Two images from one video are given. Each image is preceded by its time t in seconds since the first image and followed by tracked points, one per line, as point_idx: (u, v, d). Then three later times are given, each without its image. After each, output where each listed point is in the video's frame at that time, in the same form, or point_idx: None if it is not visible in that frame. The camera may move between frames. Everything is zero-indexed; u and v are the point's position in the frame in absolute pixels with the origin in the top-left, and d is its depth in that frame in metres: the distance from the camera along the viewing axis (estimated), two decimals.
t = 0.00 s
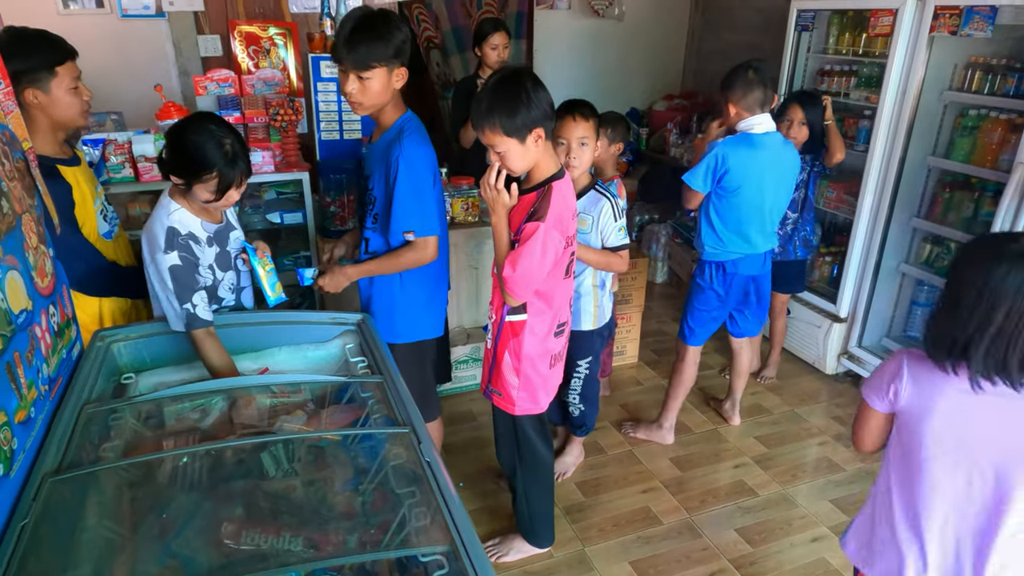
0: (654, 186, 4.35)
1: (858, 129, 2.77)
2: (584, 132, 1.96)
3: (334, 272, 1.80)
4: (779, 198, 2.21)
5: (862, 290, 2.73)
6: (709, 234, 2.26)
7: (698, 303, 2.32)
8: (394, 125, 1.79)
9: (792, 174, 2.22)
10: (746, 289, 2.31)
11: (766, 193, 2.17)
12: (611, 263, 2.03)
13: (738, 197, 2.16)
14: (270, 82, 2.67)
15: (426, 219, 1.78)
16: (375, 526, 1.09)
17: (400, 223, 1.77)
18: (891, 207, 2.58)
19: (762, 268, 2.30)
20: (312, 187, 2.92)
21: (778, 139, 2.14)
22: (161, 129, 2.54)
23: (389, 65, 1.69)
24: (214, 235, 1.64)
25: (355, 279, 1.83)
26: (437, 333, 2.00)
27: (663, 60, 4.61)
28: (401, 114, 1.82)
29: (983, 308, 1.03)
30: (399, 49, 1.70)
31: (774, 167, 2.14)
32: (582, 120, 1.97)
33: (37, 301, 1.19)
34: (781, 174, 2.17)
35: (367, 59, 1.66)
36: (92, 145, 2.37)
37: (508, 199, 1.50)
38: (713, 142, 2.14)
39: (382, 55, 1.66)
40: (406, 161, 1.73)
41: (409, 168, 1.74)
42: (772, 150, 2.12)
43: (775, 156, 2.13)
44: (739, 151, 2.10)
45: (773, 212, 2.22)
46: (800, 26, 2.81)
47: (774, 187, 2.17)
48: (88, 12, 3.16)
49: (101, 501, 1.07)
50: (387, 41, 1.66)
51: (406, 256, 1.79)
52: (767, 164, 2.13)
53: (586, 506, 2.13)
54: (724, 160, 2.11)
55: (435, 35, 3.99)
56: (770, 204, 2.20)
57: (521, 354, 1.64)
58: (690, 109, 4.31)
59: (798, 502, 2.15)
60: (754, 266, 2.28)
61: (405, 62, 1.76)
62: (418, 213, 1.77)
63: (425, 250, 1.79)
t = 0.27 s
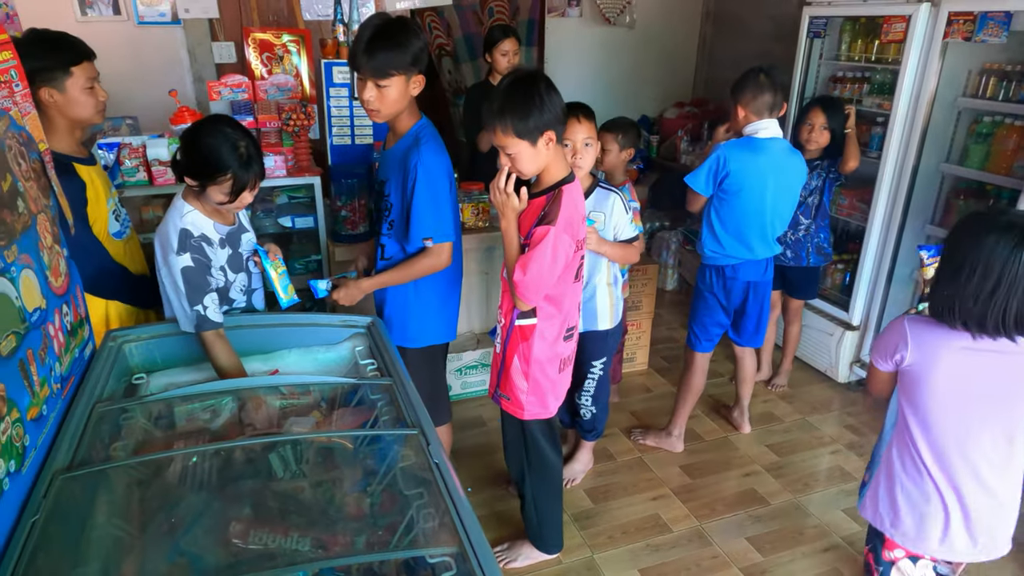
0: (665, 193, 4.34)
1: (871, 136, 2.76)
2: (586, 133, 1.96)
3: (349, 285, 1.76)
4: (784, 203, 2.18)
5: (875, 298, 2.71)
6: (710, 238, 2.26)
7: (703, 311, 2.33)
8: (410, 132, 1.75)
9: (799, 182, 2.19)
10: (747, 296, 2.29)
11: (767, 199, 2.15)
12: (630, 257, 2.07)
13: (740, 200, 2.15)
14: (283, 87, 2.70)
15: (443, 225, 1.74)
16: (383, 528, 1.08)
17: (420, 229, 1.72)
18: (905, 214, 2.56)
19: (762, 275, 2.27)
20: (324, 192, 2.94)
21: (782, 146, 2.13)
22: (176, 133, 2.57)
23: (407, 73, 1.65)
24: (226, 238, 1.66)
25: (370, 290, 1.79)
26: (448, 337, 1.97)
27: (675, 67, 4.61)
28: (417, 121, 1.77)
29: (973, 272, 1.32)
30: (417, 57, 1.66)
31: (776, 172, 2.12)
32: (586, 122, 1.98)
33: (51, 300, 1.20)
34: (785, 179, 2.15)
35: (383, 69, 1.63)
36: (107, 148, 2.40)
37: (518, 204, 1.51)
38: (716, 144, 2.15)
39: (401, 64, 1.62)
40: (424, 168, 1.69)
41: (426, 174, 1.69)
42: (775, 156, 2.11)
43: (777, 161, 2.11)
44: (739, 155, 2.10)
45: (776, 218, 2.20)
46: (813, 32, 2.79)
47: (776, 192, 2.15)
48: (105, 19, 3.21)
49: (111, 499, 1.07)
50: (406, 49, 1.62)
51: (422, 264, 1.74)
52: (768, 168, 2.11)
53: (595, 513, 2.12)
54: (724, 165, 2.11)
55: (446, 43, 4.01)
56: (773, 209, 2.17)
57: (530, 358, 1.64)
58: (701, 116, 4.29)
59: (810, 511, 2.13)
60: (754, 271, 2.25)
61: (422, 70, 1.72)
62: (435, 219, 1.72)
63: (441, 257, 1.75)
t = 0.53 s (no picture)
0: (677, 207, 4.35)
1: (884, 148, 2.75)
2: (597, 147, 1.97)
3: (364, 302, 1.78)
4: (790, 216, 2.20)
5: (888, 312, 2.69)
6: (716, 249, 2.26)
7: (711, 321, 2.33)
8: (426, 146, 1.75)
9: (805, 193, 2.20)
10: (756, 307, 2.29)
11: (773, 210, 2.17)
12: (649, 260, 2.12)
13: (747, 213, 2.17)
14: (299, 99, 2.71)
15: (458, 237, 1.74)
16: (392, 533, 1.09)
17: (439, 242, 1.73)
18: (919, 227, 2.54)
19: (770, 285, 2.27)
20: (338, 202, 2.97)
21: (788, 158, 2.14)
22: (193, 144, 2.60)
23: (424, 91, 1.66)
24: (237, 244, 1.72)
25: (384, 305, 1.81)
26: (461, 345, 1.98)
27: (687, 81, 4.62)
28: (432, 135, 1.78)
29: (979, 246, 1.42)
30: (434, 77, 1.68)
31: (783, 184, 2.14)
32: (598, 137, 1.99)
33: (70, 304, 1.23)
34: (791, 192, 2.16)
35: (403, 82, 1.62)
36: (126, 159, 2.44)
37: (527, 213, 1.51)
38: (722, 157, 2.16)
39: (418, 82, 1.63)
40: (442, 183, 1.70)
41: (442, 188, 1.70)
42: (782, 167, 2.12)
43: (784, 173, 2.13)
44: (746, 168, 2.11)
45: (783, 229, 2.21)
46: (825, 46, 2.79)
47: (783, 204, 2.17)
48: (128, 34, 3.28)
49: (125, 501, 1.08)
50: (423, 66, 1.64)
51: (435, 276, 1.75)
52: (775, 180, 2.12)
53: (605, 525, 2.11)
54: (731, 177, 2.13)
55: (460, 57, 4.07)
56: (781, 220, 2.19)
57: (541, 367, 1.64)
58: (714, 130, 4.30)
59: (823, 526, 2.11)
60: (762, 282, 2.26)
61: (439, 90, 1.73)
62: (452, 233, 1.73)
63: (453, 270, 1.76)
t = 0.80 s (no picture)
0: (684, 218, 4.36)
1: (891, 160, 2.75)
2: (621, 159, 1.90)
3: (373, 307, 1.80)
4: (793, 224, 2.22)
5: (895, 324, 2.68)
6: (720, 260, 2.27)
7: (715, 329, 2.33)
8: (431, 155, 1.79)
9: (805, 202, 2.22)
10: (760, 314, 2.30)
11: (776, 220, 2.18)
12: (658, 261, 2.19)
13: (749, 225, 2.18)
14: (310, 109, 2.76)
15: (463, 245, 1.77)
16: (390, 531, 1.11)
17: (441, 249, 1.75)
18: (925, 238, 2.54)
19: (773, 294, 2.29)
20: (347, 212, 3.01)
21: (790, 166, 2.15)
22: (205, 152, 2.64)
23: (429, 106, 1.69)
24: (242, 246, 1.72)
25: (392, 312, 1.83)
26: (467, 350, 1.98)
27: (696, 93, 4.65)
28: (436, 144, 1.81)
29: (934, 231, 1.71)
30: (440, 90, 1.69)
31: (784, 194, 2.16)
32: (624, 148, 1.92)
33: (81, 305, 1.26)
34: (794, 201, 2.18)
35: (410, 95, 1.64)
36: (141, 167, 2.52)
37: (528, 220, 1.54)
38: (722, 169, 2.17)
39: (422, 98, 1.66)
40: (446, 191, 1.73)
41: (445, 196, 1.73)
42: (782, 177, 2.14)
43: (784, 184, 2.14)
44: (747, 181, 2.12)
45: (786, 238, 2.24)
46: (830, 58, 2.80)
47: (783, 214, 2.19)
48: (145, 46, 3.36)
49: (129, 496, 1.11)
50: (428, 82, 1.65)
51: (440, 283, 1.78)
52: (777, 191, 2.14)
53: (608, 532, 2.11)
54: (732, 190, 2.14)
55: (470, 69, 4.02)
56: (783, 231, 2.21)
57: (543, 373, 1.66)
58: (722, 142, 4.31)
59: (827, 536, 2.10)
60: (765, 290, 2.28)
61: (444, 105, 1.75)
62: (456, 240, 1.75)
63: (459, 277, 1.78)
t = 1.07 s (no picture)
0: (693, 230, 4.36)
1: (896, 172, 2.74)
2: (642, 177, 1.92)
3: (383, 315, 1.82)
4: (795, 236, 2.23)
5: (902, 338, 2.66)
6: (722, 272, 2.29)
7: (719, 339, 2.34)
8: (438, 166, 1.82)
9: (808, 214, 2.24)
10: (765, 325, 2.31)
11: (778, 232, 2.19)
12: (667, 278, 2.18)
13: (751, 236, 2.19)
14: (321, 121, 2.79)
15: (471, 254, 1.79)
16: (389, 532, 1.13)
17: (451, 257, 1.77)
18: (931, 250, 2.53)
19: (777, 304, 2.30)
20: (356, 221, 3.05)
21: (791, 178, 2.17)
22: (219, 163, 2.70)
23: (437, 118, 1.72)
24: (248, 249, 1.78)
25: (401, 321, 1.85)
26: (473, 356, 2.00)
27: (704, 107, 4.67)
28: (443, 155, 1.84)
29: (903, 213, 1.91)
30: (447, 107, 1.73)
31: (785, 206, 2.17)
32: (643, 166, 1.94)
33: (93, 308, 1.30)
34: (795, 213, 2.19)
35: (415, 108, 1.68)
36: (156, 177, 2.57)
37: (534, 230, 1.56)
38: (724, 181, 2.21)
39: (432, 110, 1.70)
40: (455, 201, 1.75)
41: (453, 206, 1.75)
42: (783, 189, 2.15)
43: (785, 195, 2.16)
44: (748, 192, 2.15)
45: (789, 250, 2.24)
46: (836, 71, 2.82)
47: (786, 226, 2.19)
48: (162, 61, 3.44)
49: (136, 494, 1.13)
50: (436, 95, 1.69)
51: (448, 291, 1.80)
52: (778, 202, 2.15)
53: (610, 542, 2.11)
54: (733, 201, 2.17)
55: (480, 83, 4.09)
56: (785, 242, 2.22)
57: (545, 380, 1.67)
58: (730, 155, 4.32)
59: (831, 548, 2.08)
60: (769, 300, 2.28)
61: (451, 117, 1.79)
62: (464, 249, 1.78)
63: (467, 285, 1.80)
